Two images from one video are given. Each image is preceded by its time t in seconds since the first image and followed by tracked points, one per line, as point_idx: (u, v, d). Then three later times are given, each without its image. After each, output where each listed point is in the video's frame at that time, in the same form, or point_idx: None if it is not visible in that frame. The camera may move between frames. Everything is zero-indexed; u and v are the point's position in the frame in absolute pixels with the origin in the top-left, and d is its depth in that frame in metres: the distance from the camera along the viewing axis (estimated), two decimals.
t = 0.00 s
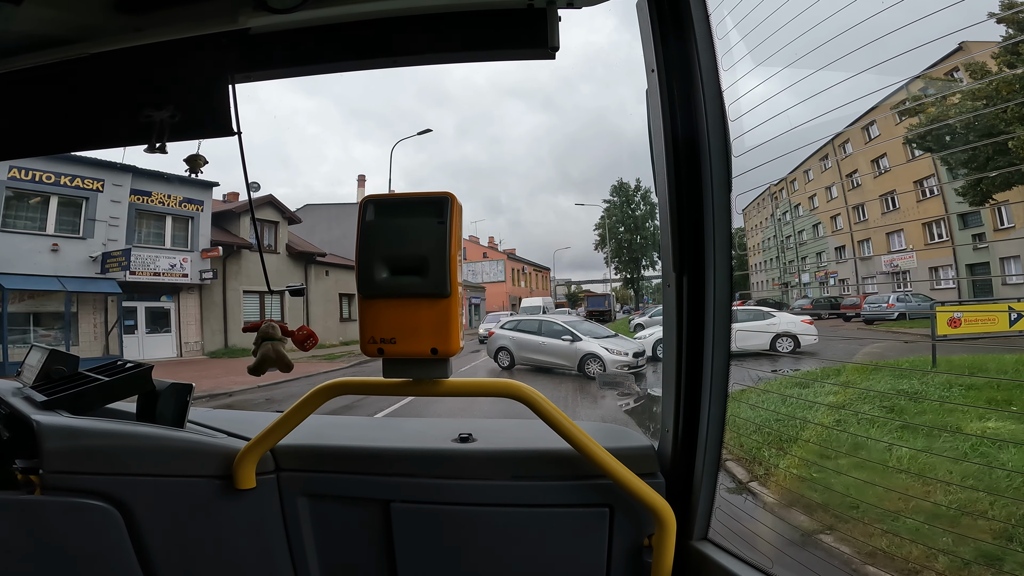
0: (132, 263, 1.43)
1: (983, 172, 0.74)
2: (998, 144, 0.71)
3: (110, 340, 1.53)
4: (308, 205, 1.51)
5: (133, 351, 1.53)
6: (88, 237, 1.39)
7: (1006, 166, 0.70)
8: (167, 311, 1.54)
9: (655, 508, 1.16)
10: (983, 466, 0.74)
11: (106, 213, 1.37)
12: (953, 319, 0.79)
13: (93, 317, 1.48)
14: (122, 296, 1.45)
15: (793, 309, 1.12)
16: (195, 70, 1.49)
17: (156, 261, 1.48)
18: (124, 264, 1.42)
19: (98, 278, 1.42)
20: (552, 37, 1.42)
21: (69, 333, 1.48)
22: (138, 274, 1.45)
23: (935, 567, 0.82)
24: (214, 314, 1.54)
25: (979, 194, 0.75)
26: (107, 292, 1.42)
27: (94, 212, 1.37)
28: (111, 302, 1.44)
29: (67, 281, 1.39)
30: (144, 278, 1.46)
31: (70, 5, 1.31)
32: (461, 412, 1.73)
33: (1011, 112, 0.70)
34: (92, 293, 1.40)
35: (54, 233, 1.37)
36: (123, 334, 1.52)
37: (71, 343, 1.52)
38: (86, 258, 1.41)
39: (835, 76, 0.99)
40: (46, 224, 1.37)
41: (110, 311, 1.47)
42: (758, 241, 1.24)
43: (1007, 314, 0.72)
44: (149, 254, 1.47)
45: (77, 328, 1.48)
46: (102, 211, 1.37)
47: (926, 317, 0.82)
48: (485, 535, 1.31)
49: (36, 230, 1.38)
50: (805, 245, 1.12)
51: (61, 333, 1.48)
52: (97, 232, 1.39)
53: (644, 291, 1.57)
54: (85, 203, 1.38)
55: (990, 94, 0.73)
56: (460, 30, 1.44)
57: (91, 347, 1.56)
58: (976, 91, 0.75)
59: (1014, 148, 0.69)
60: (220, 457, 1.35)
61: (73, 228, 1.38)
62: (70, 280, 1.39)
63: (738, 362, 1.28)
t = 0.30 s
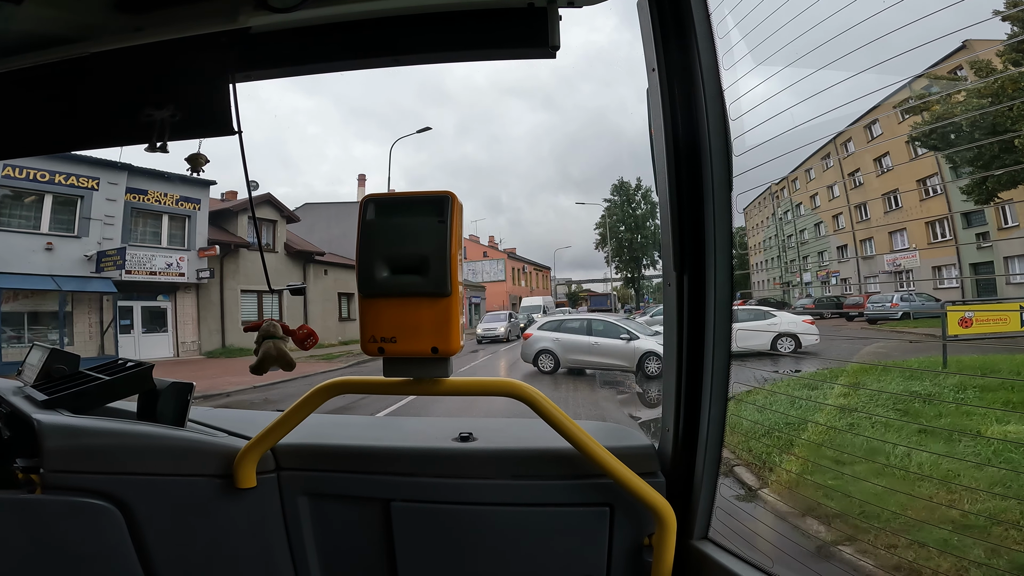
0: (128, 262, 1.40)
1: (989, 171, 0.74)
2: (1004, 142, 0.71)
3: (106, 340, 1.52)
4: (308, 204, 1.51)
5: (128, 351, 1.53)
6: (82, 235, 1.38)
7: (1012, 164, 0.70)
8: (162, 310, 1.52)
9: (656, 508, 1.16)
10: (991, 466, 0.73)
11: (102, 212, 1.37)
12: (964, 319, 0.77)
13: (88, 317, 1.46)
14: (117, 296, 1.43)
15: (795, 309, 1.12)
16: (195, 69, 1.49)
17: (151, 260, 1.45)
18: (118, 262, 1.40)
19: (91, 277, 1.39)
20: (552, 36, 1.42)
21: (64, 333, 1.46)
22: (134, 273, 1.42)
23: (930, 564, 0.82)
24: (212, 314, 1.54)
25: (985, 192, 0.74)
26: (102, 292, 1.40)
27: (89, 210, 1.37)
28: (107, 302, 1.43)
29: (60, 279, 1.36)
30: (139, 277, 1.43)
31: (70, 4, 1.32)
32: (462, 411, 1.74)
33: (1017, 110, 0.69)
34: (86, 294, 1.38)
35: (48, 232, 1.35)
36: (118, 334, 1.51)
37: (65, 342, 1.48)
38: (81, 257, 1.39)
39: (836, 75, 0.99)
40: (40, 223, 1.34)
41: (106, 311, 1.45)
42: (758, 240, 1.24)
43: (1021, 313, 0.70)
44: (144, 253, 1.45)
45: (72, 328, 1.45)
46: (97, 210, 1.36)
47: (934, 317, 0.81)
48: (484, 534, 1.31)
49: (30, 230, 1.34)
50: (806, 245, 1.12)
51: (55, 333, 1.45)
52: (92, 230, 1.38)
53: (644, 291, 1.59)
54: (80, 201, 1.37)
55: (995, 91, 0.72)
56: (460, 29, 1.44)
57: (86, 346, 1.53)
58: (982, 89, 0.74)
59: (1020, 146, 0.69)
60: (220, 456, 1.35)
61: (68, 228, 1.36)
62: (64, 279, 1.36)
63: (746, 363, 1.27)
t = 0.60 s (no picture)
0: (120, 262, 1.44)
1: (997, 168, 0.73)
2: (1013, 138, 0.70)
3: (98, 340, 1.55)
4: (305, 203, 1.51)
5: (121, 350, 1.56)
6: (74, 234, 1.39)
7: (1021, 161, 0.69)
8: (155, 310, 1.57)
9: (657, 507, 1.16)
10: (991, 468, 0.73)
11: (94, 210, 1.38)
12: (981, 319, 0.75)
13: (79, 318, 1.49)
14: (109, 296, 1.48)
15: (795, 308, 1.14)
16: (195, 69, 1.49)
17: (146, 259, 1.51)
18: (110, 261, 1.43)
19: (83, 276, 1.42)
20: (552, 36, 1.42)
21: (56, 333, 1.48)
22: (126, 271, 1.48)
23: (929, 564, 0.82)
24: (207, 314, 1.51)
25: (993, 190, 0.73)
26: (95, 292, 1.44)
27: (81, 208, 1.38)
28: (99, 302, 1.47)
29: (52, 279, 1.37)
30: (133, 276, 1.49)
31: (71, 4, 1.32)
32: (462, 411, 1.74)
33: None
34: (79, 293, 1.42)
35: (39, 231, 1.35)
36: (111, 334, 1.55)
37: (55, 341, 1.50)
38: (72, 256, 1.40)
39: (837, 74, 0.99)
40: (31, 220, 1.34)
41: (98, 311, 1.50)
42: (759, 240, 1.25)
43: None
44: (137, 252, 1.50)
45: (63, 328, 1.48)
46: (89, 208, 1.38)
47: (940, 317, 0.80)
48: (484, 534, 1.31)
49: (19, 228, 1.33)
50: (808, 244, 1.12)
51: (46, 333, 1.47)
52: (84, 229, 1.39)
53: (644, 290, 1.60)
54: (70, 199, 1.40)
55: (1004, 88, 0.72)
56: (460, 28, 1.44)
57: (77, 346, 1.55)
58: (991, 85, 0.73)
59: None
60: (220, 456, 1.35)
61: (59, 225, 1.37)
62: (55, 279, 1.37)
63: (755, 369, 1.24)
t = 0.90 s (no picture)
0: (109, 261, 1.42)
1: (1008, 165, 0.72)
2: None
3: (86, 340, 1.54)
4: (302, 202, 1.51)
5: (112, 350, 1.55)
6: (62, 232, 1.36)
7: None
8: (147, 309, 1.57)
9: (657, 506, 1.17)
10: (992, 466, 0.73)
11: (83, 207, 1.36)
12: (1006, 320, 0.72)
13: (68, 317, 1.49)
14: (99, 295, 1.45)
15: (798, 309, 1.14)
16: (195, 68, 1.49)
17: (136, 258, 1.49)
18: (99, 261, 1.41)
19: (72, 275, 1.39)
20: (552, 35, 1.43)
21: (42, 331, 1.48)
22: (116, 271, 1.45)
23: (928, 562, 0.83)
24: (201, 313, 1.60)
25: (1004, 187, 0.72)
26: (84, 291, 1.43)
27: (69, 206, 1.36)
28: (88, 301, 1.46)
29: (39, 278, 1.36)
30: (124, 276, 1.46)
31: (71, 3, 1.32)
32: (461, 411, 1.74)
33: None
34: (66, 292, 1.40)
35: (26, 228, 1.33)
36: (101, 334, 1.54)
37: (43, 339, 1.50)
38: (61, 254, 1.37)
39: (837, 74, 0.99)
40: (18, 219, 1.32)
41: (88, 310, 1.48)
42: (762, 238, 1.25)
43: None
44: (128, 251, 1.48)
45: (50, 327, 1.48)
46: (79, 206, 1.36)
47: (947, 317, 0.79)
48: (484, 533, 1.31)
49: (5, 226, 1.30)
50: (811, 244, 1.12)
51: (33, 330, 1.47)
52: (72, 227, 1.35)
53: (645, 290, 1.59)
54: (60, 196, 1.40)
55: (1014, 83, 0.71)
56: (460, 28, 1.44)
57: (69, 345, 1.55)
58: (1001, 81, 0.72)
59: None
60: (220, 455, 1.35)
61: (47, 223, 1.35)
62: (41, 278, 1.36)
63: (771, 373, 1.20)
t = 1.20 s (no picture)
0: (94, 259, 1.39)
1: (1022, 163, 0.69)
2: None
3: (71, 340, 1.50)
4: (300, 201, 1.49)
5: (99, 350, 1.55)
6: (46, 231, 1.34)
7: None
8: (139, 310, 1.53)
9: (659, 505, 1.17)
10: (985, 463, 0.73)
11: (70, 206, 1.35)
12: None
13: (52, 318, 1.44)
14: (84, 293, 1.41)
15: (807, 303, 1.09)
16: (196, 69, 1.49)
17: (124, 256, 1.45)
18: (84, 258, 1.37)
19: (57, 274, 1.36)
20: (553, 35, 1.43)
21: (25, 330, 1.42)
22: (103, 269, 1.41)
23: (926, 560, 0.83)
24: (192, 313, 1.49)
25: (1017, 185, 0.70)
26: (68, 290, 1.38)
27: (54, 203, 1.35)
28: (73, 301, 1.41)
29: (21, 277, 1.35)
30: (109, 275, 1.43)
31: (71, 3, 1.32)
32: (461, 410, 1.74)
33: None
34: (51, 291, 1.36)
35: (9, 227, 1.30)
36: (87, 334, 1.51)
37: (25, 343, 1.45)
38: (45, 253, 1.36)
39: (838, 74, 0.99)
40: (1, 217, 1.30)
41: (72, 310, 1.44)
42: (763, 238, 1.23)
43: None
44: (115, 249, 1.43)
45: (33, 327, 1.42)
46: (65, 204, 1.35)
47: (956, 317, 0.77)
48: (485, 532, 1.31)
49: None
50: (814, 243, 1.09)
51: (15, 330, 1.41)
52: (57, 225, 1.33)
53: (645, 289, 1.57)
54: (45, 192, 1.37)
55: None
56: (460, 28, 1.44)
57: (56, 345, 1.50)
58: (1014, 76, 0.70)
59: None
60: (222, 455, 1.35)
61: (31, 220, 1.32)
62: (24, 277, 1.35)
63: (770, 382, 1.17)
